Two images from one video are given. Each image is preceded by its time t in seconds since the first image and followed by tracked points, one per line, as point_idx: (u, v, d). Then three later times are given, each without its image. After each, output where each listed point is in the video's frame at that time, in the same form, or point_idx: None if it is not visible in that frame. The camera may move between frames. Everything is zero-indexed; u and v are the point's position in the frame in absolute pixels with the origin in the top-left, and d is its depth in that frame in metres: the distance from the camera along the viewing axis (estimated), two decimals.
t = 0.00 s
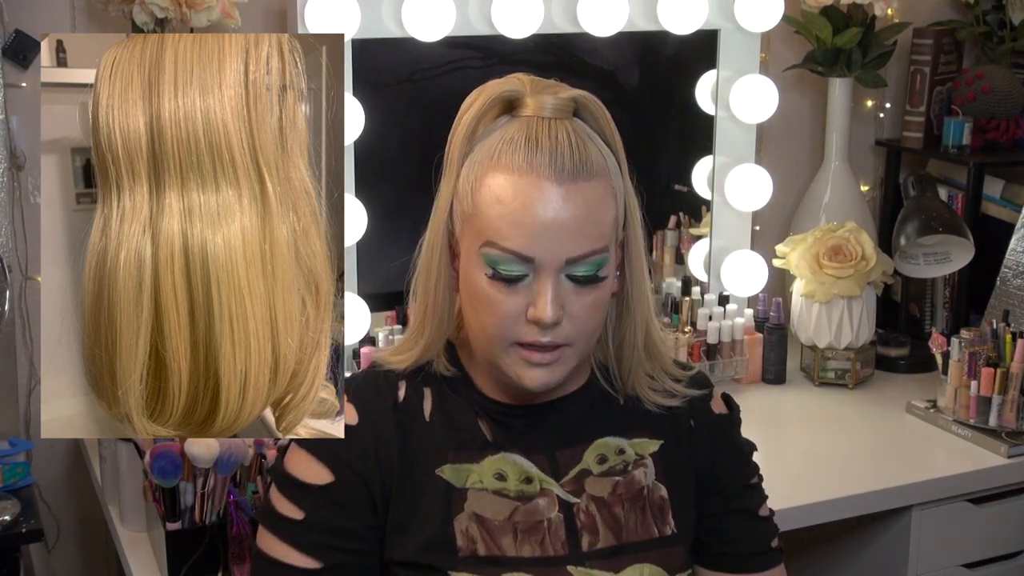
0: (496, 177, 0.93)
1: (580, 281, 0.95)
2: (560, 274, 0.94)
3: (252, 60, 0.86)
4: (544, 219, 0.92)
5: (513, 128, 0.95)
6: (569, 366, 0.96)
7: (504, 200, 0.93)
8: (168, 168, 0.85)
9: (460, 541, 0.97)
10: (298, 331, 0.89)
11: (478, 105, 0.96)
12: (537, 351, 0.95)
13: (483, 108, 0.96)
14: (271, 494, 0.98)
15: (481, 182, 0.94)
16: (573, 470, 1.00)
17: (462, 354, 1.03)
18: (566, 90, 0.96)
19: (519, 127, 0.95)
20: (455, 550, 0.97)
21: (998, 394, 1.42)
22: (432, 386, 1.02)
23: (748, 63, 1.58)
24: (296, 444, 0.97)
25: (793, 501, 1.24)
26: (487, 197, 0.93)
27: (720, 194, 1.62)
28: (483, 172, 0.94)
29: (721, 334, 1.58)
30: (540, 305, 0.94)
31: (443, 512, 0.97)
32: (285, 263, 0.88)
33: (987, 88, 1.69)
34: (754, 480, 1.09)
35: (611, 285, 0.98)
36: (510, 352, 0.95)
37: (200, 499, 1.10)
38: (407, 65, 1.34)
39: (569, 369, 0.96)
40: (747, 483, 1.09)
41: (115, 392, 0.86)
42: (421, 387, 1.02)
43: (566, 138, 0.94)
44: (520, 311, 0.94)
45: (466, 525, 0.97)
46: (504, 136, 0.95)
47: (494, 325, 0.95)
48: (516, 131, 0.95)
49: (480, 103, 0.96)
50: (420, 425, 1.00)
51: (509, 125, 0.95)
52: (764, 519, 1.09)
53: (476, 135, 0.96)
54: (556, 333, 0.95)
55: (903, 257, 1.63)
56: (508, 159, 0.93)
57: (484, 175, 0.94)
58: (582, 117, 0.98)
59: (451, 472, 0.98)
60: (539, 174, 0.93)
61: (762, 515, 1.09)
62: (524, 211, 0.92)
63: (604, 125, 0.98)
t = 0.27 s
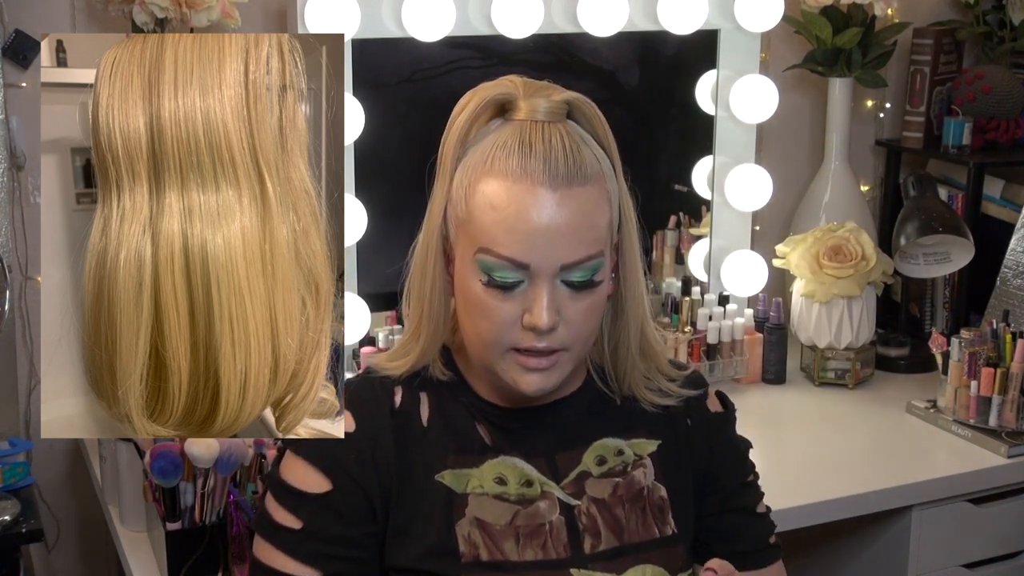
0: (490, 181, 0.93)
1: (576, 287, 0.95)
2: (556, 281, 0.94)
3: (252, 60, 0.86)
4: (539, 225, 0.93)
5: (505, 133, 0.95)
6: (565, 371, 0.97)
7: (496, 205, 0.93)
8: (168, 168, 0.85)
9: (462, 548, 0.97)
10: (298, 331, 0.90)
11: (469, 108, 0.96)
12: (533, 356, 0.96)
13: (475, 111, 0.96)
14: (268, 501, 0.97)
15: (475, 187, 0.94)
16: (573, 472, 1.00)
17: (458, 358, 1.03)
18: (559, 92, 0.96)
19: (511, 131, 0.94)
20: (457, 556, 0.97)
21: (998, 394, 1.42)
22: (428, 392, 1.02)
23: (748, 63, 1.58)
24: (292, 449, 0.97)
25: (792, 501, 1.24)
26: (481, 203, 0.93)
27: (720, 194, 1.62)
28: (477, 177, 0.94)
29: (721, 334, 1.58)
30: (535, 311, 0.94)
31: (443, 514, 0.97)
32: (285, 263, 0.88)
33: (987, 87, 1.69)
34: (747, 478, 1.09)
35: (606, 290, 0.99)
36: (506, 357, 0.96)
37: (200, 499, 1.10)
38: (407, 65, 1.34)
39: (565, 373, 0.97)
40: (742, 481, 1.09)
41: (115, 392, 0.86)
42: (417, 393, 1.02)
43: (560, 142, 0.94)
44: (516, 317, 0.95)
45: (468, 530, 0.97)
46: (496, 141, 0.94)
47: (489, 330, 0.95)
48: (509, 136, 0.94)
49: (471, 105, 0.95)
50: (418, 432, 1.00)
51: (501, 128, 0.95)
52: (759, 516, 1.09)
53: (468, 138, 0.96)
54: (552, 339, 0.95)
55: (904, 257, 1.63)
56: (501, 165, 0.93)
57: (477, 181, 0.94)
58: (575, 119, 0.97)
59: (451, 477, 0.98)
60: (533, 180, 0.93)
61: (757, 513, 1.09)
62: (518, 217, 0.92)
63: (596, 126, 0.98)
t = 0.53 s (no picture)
0: (486, 183, 0.93)
1: (570, 290, 0.95)
2: (551, 283, 0.94)
3: (252, 61, 0.86)
4: (533, 228, 0.92)
5: (502, 134, 0.94)
6: (561, 372, 0.97)
7: (491, 207, 0.93)
8: (168, 168, 0.85)
9: (460, 547, 0.97)
10: (298, 331, 0.90)
11: (467, 108, 0.96)
12: (529, 358, 0.96)
13: (473, 112, 0.96)
14: (266, 501, 0.97)
15: (470, 189, 0.94)
16: (571, 472, 1.00)
17: (456, 358, 1.03)
18: (557, 94, 0.96)
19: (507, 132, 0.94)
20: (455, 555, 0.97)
21: (999, 394, 1.42)
22: (426, 390, 1.02)
23: (748, 63, 1.58)
24: (292, 449, 0.97)
25: (791, 501, 1.24)
26: (475, 205, 0.93)
27: (720, 194, 1.62)
28: (472, 179, 0.94)
29: (721, 334, 1.58)
30: (529, 314, 0.94)
31: (442, 514, 0.97)
32: (285, 263, 0.88)
33: (987, 87, 1.69)
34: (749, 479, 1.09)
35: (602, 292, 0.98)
36: (501, 359, 0.96)
37: (200, 499, 1.10)
38: (407, 65, 1.34)
39: (560, 375, 0.97)
40: (742, 482, 1.09)
41: (116, 392, 0.86)
42: (416, 392, 1.02)
43: (555, 144, 0.94)
44: (510, 320, 0.95)
45: (466, 530, 0.97)
46: (491, 142, 0.94)
47: (484, 331, 0.95)
48: (505, 137, 0.94)
49: (469, 106, 0.95)
50: (416, 431, 1.00)
51: (497, 130, 0.95)
52: (759, 518, 1.09)
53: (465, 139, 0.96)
54: (547, 341, 0.95)
55: (904, 257, 1.63)
56: (497, 167, 0.93)
57: (473, 182, 0.94)
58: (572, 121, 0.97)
59: (449, 477, 0.98)
60: (528, 183, 0.92)
61: (756, 514, 1.09)
62: (513, 219, 0.92)
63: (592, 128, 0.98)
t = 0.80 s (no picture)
0: (482, 182, 0.93)
1: (566, 289, 0.95)
2: (546, 282, 0.94)
3: (252, 60, 0.86)
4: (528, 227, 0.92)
5: (498, 134, 0.94)
6: (558, 371, 0.97)
7: (486, 206, 0.93)
8: (168, 168, 0.85)
9: (458, 545, 0.97)
10: (298, 331, 0.90)
11: (464, 108, 0.96)
12: (525, 357, 0.96)
13: (470, 111, 0.96)
14: (265, 500, 0.97)
15: (466, 188, 0.94)
16: (569, 472, 1.00)
17: (455, 357, 1.03)
18: (554, 94, 0.95)
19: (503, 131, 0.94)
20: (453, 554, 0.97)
21: (998, 394, 1.42)
22: (426, 390, 1.02)
23: (748, 63, 1.58)
24: (291, 448, 0.97)
25: (790, 502, 1.24)
26: (471, 204, 0.93)
27: (720, 194, 1.62)
28: (468, 178, 0.94)
29: (721, 334, 1.58)
30: (525, 313, 0.94)
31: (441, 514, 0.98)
32: (285, 263, 0.88)
33: (987, 88, 1.69)
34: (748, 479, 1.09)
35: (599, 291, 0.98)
36: (498, 358, 0.96)
37: (200, 499, 1.10)
38: (407, 65, 1.34)
39: (556, 374, 0.97)
40: (742, 483, 1.09)
41: (116, 392, 0.86)
42: (415, 390, 1.02)
43: (552, 144, 0.94)
44: (506, 319, 0.95)
45: (464, 530, 0.97)
46: (488, 141, 0.94)
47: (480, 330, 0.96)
48: (502, 137, 0.94)
49: (466, 106, 0.95)
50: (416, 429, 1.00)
51: (494, 129, 0.95)
52: (759, 518, 1.09)
53: (462, 138, 0.96)
54: (543, 340, 0.95)
55: (903, 257, 1.63)
56: (492, 166, 0.93)
57: (469, 181, 0.94)
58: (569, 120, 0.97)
59: (448, 476, 0.98)
60: (523, 182, 0.92)
61: (756, 514, 1.09)
62: (508, 218, 0.93)
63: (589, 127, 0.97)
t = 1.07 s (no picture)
0: (483, 181, 0.93)
1: (567, 286, 0.95)
2: (547, 279, 0.94)
3: (252, 60, 0.86)
4: (529, 224, 0.92)
5: (498, 132, 0.94)
6: (559, 369, 0.97)
7: (487, 204, 0.93)
8: (168, 168, 0.85)
9: (459, 543, 0.97)
10: (298, 331, 0.90)
11: (465, 107, 0.96)
12: (525, 355, 0.96)
13: (470, 110, 0.96)
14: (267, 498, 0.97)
15: (467, 187, 0.94)
16: (570, 471, 1.00)
17: (457, 356, 1.03)
18: (555, 92, 0.96)
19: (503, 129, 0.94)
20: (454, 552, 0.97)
21: (998, 394, 1.42)
22: (428, 389, 1.02)
23: (748, 63, 1.58)
24: (292, 447, 0.97)
25: (791, 502, 1.24)
26: (472, 202, 0.93)
27: (720, 194, 1.62)
28: (469, 176, 0.94)
29: (721, 334, 1.58)
30: (526, 310, 0.94)
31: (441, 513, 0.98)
32: (285, 263, 0.88)
33: (987, 88, 1.69)
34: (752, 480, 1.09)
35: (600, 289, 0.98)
36: (499, 356, 0.96)
37: (200, 499, 1.10)
38: (407, 65, 1.34)
39: (557, 372, 0.97)
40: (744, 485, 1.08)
41: (115, 392, 0.86)
42: (417, 390, 1.01)
43: (552, 142, 0.94)
44: (507, 316, 0.95)
45: (465, 528, 0.98)
46: (489, 139, 0.94)
47: (481, 328, 0.96)
48: (502, 136, 0.94)
49: (467, 104, 0.95)
50: (416, 428, 1.00)
51: (495, 128, 0.95)
52: (759, 518, 1.09)
53: (463, 137, 0.96)
54: (544, 338, 0.95)
55: (903, 257, 1.63)
56: (493, 164, 0.93)
57: (470, 180, 0.94)
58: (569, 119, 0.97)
59: (448, 474, 0.98)
60: (524, 180, 0.92)
61: (757, 514, 1.09)
62: (509, 216, 0.92)
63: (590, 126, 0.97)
